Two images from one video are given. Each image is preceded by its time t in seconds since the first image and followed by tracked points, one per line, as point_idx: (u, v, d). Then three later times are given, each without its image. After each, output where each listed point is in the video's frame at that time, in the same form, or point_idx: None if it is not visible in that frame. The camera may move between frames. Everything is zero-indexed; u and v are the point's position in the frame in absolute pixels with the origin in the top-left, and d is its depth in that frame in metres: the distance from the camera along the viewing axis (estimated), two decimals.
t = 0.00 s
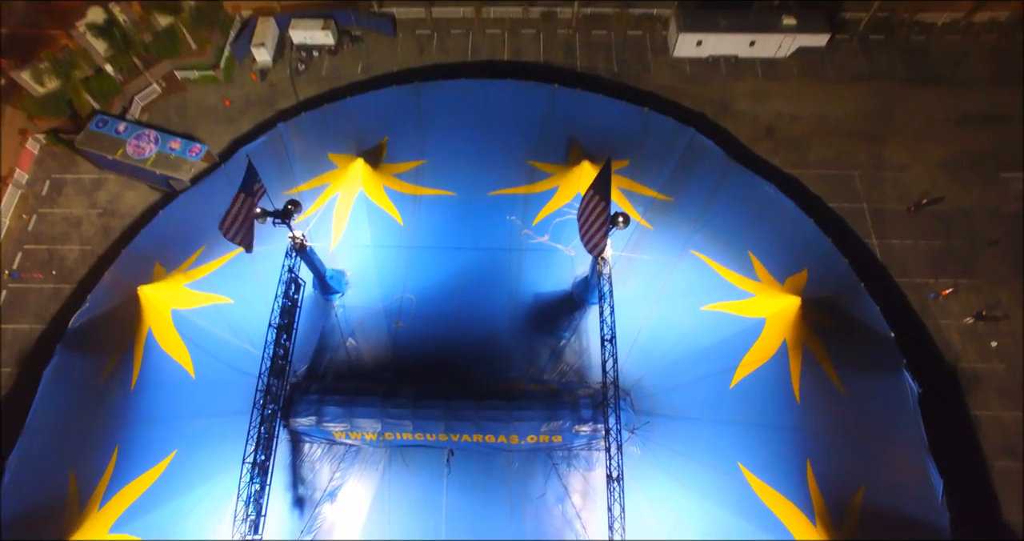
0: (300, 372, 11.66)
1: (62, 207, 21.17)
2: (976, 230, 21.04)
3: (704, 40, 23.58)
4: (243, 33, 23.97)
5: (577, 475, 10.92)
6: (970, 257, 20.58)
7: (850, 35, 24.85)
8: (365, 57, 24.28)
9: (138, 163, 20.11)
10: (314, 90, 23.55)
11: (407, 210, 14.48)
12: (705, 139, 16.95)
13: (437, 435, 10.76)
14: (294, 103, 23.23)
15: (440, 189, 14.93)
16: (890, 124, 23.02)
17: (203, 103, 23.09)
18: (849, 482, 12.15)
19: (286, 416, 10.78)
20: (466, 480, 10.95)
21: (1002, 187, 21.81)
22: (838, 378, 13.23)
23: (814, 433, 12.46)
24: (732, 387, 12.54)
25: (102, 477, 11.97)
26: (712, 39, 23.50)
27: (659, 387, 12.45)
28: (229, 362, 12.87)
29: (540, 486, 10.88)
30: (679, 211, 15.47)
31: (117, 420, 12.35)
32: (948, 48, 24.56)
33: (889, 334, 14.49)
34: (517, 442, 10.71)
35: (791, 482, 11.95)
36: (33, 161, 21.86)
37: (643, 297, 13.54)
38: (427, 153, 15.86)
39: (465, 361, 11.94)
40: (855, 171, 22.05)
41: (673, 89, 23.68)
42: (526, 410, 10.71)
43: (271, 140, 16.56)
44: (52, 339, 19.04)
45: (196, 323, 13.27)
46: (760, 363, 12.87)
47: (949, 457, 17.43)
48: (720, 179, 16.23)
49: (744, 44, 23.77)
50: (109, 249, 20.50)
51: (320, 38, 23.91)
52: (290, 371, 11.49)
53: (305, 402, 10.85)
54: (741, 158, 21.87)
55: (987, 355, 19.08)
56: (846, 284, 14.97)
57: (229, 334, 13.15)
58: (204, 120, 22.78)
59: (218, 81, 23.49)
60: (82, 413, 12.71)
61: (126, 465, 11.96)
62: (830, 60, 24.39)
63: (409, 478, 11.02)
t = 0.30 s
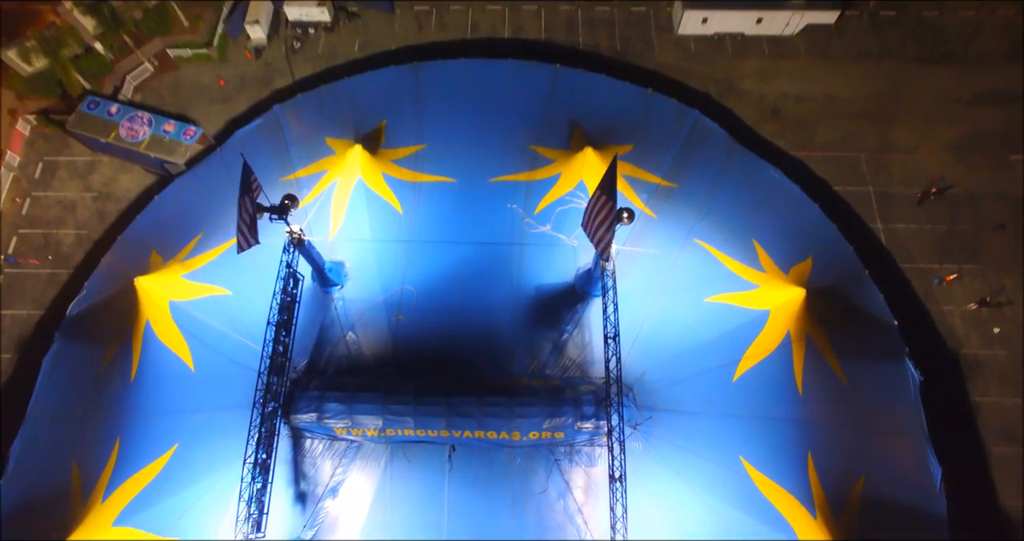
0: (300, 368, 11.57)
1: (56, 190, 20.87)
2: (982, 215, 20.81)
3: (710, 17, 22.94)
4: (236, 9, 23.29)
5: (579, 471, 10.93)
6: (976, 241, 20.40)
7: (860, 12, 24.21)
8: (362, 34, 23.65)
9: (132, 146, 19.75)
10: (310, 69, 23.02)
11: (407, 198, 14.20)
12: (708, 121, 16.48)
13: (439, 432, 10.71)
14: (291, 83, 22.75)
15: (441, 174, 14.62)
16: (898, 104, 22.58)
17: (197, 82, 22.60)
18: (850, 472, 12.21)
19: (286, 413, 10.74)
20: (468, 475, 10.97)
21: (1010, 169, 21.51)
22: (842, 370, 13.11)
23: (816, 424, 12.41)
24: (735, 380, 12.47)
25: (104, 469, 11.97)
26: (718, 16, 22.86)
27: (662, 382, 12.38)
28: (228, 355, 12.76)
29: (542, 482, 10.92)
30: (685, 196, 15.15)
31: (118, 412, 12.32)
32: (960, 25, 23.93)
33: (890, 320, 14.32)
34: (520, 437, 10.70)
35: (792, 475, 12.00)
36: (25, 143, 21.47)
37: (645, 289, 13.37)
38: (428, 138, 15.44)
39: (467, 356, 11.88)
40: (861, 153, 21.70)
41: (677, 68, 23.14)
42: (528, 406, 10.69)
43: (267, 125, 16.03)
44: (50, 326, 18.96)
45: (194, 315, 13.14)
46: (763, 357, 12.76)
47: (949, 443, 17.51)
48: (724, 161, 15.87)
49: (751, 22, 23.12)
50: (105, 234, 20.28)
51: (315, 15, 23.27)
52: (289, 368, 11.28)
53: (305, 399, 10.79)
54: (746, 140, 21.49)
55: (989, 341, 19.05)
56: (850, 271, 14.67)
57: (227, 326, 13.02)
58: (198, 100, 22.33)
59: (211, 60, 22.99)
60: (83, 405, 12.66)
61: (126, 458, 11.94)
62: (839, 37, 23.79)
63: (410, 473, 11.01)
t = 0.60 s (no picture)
0: (300, 365, 11.59)
1: (50, 177, 20.61)
2: (988, 202, 20.59)
3: None
4: None
5: (580, 468, 10.96)
6: (981, 229, 20.22)
7: None
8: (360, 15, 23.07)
9: (127, 133, 19.45)
10: (307, 52, 22.54)
11: (407, 188, 13.93)
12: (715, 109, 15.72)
13: (441, 429, 10.69)
14: (288, 66, 22.32)
15: (439, 163, 14.27)
16: (906, 88, 22.16)
17: (192, 66, 22.17)
18: (849, 464, 12.21)
19: (287, 412, 10.72)
20: (470, 471, 11.05)
21: (1017, 156, 21.24)
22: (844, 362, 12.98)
23: (817, 418, 12.36)
24: (737, 375, 12.42)
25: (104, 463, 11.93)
26: None
27: (663, 378, 12.40)
28: (228, 351, 12.68)
29: (543, 479, 10.98)
30: (689, 185, 14.73)
31: (117, 406, 12.25)
32: (972, 6, 23.39)
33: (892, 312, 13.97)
34: (521, 435, 10.68)
35: (792, 469, 12.04)
36: (17, 128, 21.16)
37: (647, 284, 13.25)
38: (427, 125, 14.96)
39: (469, 350, 11.93)
40: (867, 139, 21.39)
41: (680, 50, 22.65)
42: (530, 405, 10.64)
43: (262, 110, 15.39)
44: (49, 314, 18.89)
45: (193, 309, 13.01)
46: (765, 352, 12.66)
47: (947, 432, 17.61)
48: (729, 148, 15.29)
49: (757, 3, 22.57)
50: (102, 221, 20.08)
51: None
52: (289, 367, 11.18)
53: (305, 397, 10.76)
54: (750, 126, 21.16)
55: (991, 330, 18.99)
56: (850, 261, 14.31)
57: (226, 320, 12.92)
58: (193, 84, 21.95)
59: (206, 42, 22.53)
60: (81, 399, 12.54)
61: (126, 453, 11.92)
62: (847, 19, 23.25)
63: (411, 470, 11.11)
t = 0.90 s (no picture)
0: (301, 362, 11.71)
1: (44, 161, 20.31)
2: (996, 188, 20.33)
3: None
4: None
5: (581, 465, 11.11)
6: (987, 215, 20.00)
7: None
8: None
9: (120, 117, 19.06)
10: (302, 31, 21.98)
11: (406, 178, 13.60)
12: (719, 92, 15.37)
13: (443, 427, 10.75)
14: (283, 47, 21.80)
15: (439, 151, 13.91)
16: (916, 69, 21.67)
17: (185, 46, 21.67)
18: (849, 457, 12.28)
19: (289, 410, 10.83)
20: (472, 468, 11.18)
21: None
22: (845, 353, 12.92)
23: (820, 412, 12.34)
24: (740, 370, 12.37)
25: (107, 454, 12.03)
26: None
27: (665, 374, 12.38)
28: (227, 345, 12.54)
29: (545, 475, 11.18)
30: (692, 173, 14.39)
31: (118, 399, 12.24)
32: None
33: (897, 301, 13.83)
34: (523, 433, 10.79)
35: (793, 464, 12.11)
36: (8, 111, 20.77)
37: (649, 277, 13.10)
38: (428, 112, 14.56)
39: (468, 345, 12.12)
40: (874, 123, 21.03)
41: (686, 30, 22.06)
42: (531, 403, 10.68)
43: (259, 97, 15.00)
44: (47, 302, 18.81)
45: (191, 302, 12.83)
46: (769, 345, 12.61)
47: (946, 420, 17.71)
48: (734, 135, 14.94)
49: None
50: (97, 207, 19.84)
51: None
52: (289, 366, 11.24)
53: (307, 396, 10.83)
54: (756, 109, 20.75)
55: (994, 317, 18.94)
56: (857, 249, 14.17)
57: (223, 314, 12.74)
58: (186, 65, 21.48)
59: (198, 21, 21.98)
60: (82, 393, 12.51)
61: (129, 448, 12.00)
62: None
63: (412, 467, 11.24)
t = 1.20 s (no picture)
0: (301, 359, 11.81)
1: (36, 145, 20.02)
2: (1004, 173, 20.08)
3: None
4: None
5: (581, 462, 11.34)
6: (993, 201, 19.82)
7: None
8: None
9: (112, 101, 18.59)
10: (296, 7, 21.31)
11: (405, 167, 13.32)
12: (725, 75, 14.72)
13: (444, 425, 11.01)
14: (277, 24, 21.20)
15: (439, 140, 13.56)
16: (928, 49, 21.13)
17: (176, 24, 21.14)
18: (849, 450, 12.29)
19: (291, 410, 11.24)
20: (473, 466, 11.50)
21: None
22: (846, 344, 12.80)
23: (823, 408, 12.34)
24: (741, 365, 12.39)
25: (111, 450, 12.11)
26: None
27: (666, 371, 12.43)
28: (225, 341, 12.42)
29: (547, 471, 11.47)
30: (698, 160, 13.96)
31: (120, 395, 12.24)
32: None
33: (898, 289, 13.56)
34: (524, 431, 10.99)
35: (793, 459, 12.15)
36: None
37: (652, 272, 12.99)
38: (427, 97, 14.06)
39: (468, 341, 12.20)
40: (882, 106, 20.64)
41: (691, 7, 21.43)
42: (533, 402, 10.86)
43: (253, 79, 14.29)
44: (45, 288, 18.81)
45: (189, 297, 12.67)
46: (772, 339, 12.54)
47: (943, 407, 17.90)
48: (740, 117, 14.35)
49: None
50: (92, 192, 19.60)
51: None
52: (291, 365, 11.58)
53: (307, 395, 11.20)
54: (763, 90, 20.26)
55: (995, 305, 19.02)
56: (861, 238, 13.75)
57: (222, 309, 12.60)
58: (179, 45, 20.99)
59: None
60: (81, 388, 12.46)
61: (132, 443, 12.08)
62: None
63: (414, 465, 11.62)
